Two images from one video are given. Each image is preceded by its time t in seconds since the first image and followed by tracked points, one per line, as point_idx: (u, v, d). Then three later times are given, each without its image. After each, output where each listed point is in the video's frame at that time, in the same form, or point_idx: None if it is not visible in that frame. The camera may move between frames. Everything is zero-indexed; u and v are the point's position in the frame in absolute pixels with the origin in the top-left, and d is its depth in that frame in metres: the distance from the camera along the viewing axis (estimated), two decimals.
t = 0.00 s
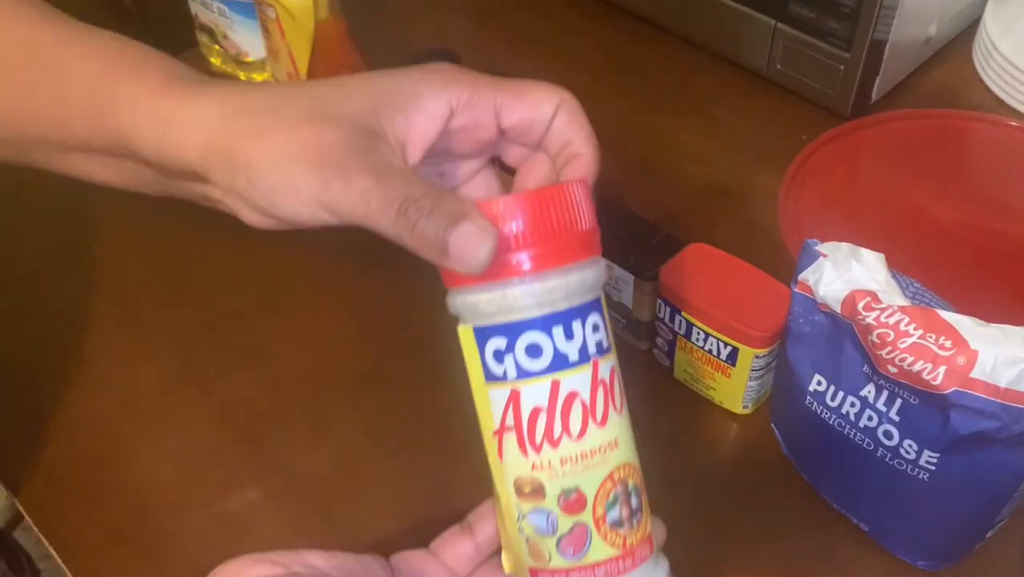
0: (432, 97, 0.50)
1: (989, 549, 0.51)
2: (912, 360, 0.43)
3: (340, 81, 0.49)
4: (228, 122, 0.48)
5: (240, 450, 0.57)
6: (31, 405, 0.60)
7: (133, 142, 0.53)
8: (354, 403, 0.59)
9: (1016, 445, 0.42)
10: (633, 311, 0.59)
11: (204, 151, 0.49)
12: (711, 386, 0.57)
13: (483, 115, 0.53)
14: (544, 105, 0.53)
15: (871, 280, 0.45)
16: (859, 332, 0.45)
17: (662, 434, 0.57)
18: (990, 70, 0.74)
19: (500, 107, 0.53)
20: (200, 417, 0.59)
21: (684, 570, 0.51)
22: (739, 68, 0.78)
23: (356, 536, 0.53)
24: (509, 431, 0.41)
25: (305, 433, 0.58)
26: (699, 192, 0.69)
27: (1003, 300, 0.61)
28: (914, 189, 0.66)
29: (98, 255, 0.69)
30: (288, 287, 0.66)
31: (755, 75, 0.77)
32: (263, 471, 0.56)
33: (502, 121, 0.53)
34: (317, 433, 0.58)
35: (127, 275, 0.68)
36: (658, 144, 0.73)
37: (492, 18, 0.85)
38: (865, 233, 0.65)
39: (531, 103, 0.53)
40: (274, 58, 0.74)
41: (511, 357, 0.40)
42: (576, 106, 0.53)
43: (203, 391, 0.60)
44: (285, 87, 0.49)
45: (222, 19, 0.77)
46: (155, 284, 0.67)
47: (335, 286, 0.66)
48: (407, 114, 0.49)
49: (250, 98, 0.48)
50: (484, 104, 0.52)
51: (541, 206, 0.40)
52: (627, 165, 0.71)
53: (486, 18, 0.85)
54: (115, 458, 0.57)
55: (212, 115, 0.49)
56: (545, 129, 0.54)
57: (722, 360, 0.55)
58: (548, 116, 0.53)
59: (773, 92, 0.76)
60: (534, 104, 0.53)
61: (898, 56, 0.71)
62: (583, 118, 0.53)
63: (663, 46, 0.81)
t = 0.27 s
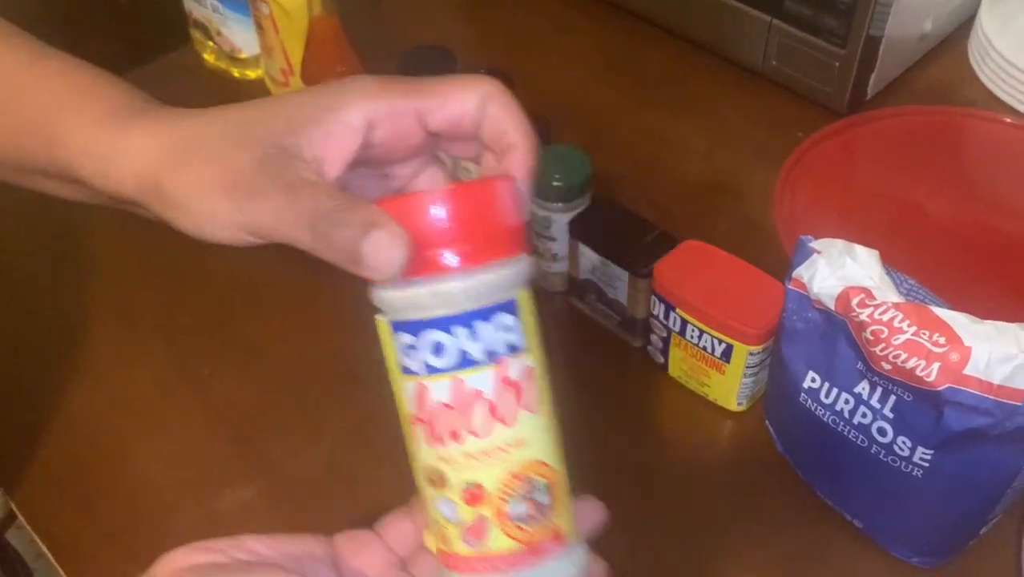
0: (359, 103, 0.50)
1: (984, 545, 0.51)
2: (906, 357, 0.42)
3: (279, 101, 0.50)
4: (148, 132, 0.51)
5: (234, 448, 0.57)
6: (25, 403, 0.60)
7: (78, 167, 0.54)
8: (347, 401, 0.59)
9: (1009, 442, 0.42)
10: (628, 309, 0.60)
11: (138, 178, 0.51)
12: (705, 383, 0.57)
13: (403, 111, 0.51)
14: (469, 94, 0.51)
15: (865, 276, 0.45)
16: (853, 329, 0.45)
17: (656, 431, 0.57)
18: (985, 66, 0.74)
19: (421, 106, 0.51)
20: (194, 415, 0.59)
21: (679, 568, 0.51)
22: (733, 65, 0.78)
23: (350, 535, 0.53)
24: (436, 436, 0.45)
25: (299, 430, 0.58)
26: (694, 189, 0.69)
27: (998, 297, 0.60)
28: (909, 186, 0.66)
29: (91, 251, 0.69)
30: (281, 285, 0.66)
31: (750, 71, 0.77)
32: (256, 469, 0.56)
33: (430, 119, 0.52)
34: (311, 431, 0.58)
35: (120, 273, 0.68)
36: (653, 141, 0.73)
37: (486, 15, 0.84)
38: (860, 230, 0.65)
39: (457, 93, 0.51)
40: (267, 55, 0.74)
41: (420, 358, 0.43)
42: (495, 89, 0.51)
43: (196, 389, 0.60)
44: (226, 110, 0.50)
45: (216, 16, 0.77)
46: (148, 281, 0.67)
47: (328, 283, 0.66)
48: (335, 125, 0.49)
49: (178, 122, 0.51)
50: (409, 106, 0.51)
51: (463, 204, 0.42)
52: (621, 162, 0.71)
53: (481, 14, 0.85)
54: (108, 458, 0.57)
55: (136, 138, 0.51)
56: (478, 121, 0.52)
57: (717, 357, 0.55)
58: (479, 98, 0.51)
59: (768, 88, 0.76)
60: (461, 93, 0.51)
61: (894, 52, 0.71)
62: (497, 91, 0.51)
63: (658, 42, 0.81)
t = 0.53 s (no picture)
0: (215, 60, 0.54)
1: (980, 543, 0.51)
2: (900, 355, 0.43)
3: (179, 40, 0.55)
4: (79, 52, 0.57)
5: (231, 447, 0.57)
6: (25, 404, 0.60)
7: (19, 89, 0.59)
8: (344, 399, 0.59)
9: (1004, 440, 0.42)
10: (624, 307, 0.60)
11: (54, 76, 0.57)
12: (701, 381, 0.58)
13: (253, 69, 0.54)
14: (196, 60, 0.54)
15: (860, 275, 0.45)
16: (848, 328, 0.45)
17: (652, 429, 0.57)
18: (982, 65, 0.74)
19: (226, 72, 0.54)
20: (192, 414, 0.59)
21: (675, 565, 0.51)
22: (730, 64, 0.78)
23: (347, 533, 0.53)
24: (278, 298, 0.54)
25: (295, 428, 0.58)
26: (691, 188, 0.69)
27: (994, 296, 0.61)
28: (905, 185, 0.67)
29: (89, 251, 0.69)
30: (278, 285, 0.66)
31: (747, 70, 0.77)
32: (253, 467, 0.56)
33: (235, 81, 0.54)
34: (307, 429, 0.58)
35: (119, 273, 0.68)
36: (649, 140, 0.73)
37: (484, 15, 0.85)
38: (856, 228, 0.65)
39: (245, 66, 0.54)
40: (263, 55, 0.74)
41: (279, 261, 0.51)
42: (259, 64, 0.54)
43: (194, 389, 0.61)
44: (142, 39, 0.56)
45: (212, 15, 0.77)
46: (147, 281, 0.68)
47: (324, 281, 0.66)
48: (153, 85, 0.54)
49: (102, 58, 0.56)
50: (211, 74, 0.55)
51: (245, 140, 0.50)
52: (618, 161, 0.71)
53: (477, 13, 0.85)
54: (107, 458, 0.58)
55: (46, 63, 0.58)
56: (269, 94, 0.55)
57: (713, 356, 0.55)
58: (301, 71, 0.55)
59: (764, 87, 0.76)
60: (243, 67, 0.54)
61: (890, 51, 0.71)
62: (292, 76, 0.54)
63: (655, 42, 0.81)
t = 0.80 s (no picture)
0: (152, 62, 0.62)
1: (974, 543, 0.51)
2: (894, 357, 0.43)
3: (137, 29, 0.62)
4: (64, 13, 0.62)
5: (232, 448, 0.58)
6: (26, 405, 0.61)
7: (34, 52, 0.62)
8: (343, 401, 0.60)
9: (997, 440, 0.43)
10: (621, 310, 0.60)
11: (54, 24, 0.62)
12: (698, 383, 0.58)
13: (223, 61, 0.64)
14: (163, 54, 0.62)
15: (854, 278, 0.46)
16: (842, 330, 0.46)
17: (649, 430, 0.58)
18: (976, 69, 0.74)
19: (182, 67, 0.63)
20: (193, 415, 0.60)
21: (672, 564, 0.51)
22: (727, 68, 0.79)
23: (347, 533, 0.53)
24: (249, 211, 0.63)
25: (296, 429, 0.58)
26: (688, 191, 0.70)
27: (989, 299, 0.61)
28: (900, 188, 0.67)
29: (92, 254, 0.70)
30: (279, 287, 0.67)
31: (744, 75, 0.78)
32: (252, 467, 0.57)
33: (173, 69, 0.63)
34: (307, 430, 0.58)
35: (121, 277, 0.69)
36: (646, 144, 0.73)
37: (482, 20, 0.85)
38: (851, 231, 0.65)
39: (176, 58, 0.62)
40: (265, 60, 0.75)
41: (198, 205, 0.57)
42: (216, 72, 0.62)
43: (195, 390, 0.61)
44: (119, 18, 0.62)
45: (214, 22, 0.78)
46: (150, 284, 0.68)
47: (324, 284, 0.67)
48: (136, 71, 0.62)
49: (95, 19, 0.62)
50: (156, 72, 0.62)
51: (193, 109, 0.58)
52: (615, 164, 0.72)
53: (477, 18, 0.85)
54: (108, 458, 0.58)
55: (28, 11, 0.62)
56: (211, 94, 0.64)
57: (709, 358, 0.56)
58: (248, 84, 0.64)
59: (761, 92, 0.77)
60: (187, 62, 0.62)
61: (885, 56, 0.72)
62: (234, 89, 0.62)
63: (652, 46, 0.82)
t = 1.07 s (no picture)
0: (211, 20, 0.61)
1: (974, 546, 0.51)
2: (894, 360, 0.43)
3: None
4: None
5: (235, 451, 0.58)
6: (29, 408, 0.61)
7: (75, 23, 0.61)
8: (346, 404, 0.60)
9: (997, 443, 0.43)
10: (622, 314, 0.60)
11: None
12: (699, 387, 0.58)
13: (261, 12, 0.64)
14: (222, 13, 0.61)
15: (853, 282, 0.46)
16: (842, 333, 0.46)
17: (650, 433, 0.58)
18: (976, 73, 0.74)
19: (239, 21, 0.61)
20: (196, 418, 0.60)
21: (672, 566, 0.51)
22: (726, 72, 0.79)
23: (349, 535, 0.53)
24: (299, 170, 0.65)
25: (298, 432, 0.59)
26: (688, 195, 0.70)
27: (989, 301, 0.61)
28: (900, 192, 0.67)
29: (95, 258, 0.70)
30: (282, 290, 0.67)
31: (743, 79, 0.78)
32: (255, 470, 0.57)
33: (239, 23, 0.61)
34: (309, 433, 0.59)
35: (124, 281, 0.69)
36: (646, 147, 0.74)
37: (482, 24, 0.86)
38: (851, 234, 0.65)
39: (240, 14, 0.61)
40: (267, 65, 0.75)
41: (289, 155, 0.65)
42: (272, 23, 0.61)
43: (198, 394, 0.61)
44: None
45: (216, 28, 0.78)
46: (153, 287, 0.69)
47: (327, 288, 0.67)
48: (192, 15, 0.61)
49: None
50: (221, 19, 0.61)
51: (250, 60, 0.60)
52: (616, 168, 0.72)
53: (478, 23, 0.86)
54: (111, 461, 0.58)
55: None
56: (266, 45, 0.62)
57: (710, 361, 0.56)
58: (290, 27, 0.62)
59: (761, 96, 0.77)
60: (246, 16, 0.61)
61: (885, 61, 0.72)
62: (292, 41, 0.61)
63: (652, 50, 0.82)
